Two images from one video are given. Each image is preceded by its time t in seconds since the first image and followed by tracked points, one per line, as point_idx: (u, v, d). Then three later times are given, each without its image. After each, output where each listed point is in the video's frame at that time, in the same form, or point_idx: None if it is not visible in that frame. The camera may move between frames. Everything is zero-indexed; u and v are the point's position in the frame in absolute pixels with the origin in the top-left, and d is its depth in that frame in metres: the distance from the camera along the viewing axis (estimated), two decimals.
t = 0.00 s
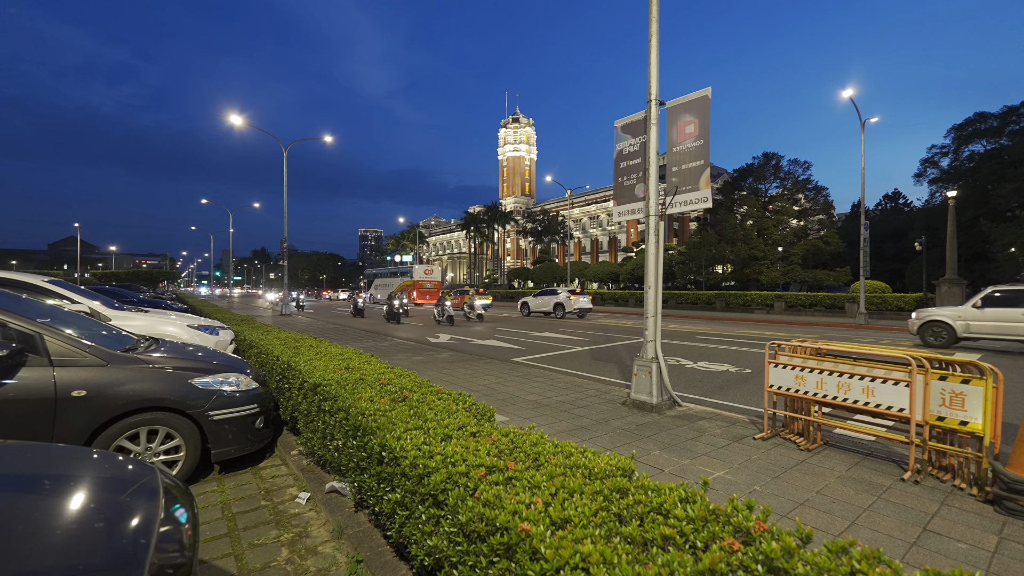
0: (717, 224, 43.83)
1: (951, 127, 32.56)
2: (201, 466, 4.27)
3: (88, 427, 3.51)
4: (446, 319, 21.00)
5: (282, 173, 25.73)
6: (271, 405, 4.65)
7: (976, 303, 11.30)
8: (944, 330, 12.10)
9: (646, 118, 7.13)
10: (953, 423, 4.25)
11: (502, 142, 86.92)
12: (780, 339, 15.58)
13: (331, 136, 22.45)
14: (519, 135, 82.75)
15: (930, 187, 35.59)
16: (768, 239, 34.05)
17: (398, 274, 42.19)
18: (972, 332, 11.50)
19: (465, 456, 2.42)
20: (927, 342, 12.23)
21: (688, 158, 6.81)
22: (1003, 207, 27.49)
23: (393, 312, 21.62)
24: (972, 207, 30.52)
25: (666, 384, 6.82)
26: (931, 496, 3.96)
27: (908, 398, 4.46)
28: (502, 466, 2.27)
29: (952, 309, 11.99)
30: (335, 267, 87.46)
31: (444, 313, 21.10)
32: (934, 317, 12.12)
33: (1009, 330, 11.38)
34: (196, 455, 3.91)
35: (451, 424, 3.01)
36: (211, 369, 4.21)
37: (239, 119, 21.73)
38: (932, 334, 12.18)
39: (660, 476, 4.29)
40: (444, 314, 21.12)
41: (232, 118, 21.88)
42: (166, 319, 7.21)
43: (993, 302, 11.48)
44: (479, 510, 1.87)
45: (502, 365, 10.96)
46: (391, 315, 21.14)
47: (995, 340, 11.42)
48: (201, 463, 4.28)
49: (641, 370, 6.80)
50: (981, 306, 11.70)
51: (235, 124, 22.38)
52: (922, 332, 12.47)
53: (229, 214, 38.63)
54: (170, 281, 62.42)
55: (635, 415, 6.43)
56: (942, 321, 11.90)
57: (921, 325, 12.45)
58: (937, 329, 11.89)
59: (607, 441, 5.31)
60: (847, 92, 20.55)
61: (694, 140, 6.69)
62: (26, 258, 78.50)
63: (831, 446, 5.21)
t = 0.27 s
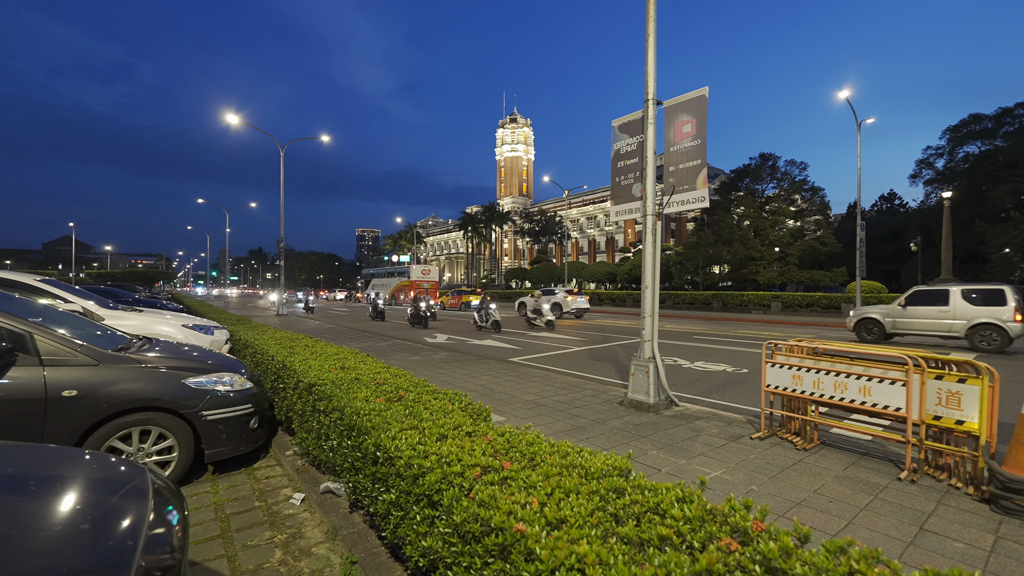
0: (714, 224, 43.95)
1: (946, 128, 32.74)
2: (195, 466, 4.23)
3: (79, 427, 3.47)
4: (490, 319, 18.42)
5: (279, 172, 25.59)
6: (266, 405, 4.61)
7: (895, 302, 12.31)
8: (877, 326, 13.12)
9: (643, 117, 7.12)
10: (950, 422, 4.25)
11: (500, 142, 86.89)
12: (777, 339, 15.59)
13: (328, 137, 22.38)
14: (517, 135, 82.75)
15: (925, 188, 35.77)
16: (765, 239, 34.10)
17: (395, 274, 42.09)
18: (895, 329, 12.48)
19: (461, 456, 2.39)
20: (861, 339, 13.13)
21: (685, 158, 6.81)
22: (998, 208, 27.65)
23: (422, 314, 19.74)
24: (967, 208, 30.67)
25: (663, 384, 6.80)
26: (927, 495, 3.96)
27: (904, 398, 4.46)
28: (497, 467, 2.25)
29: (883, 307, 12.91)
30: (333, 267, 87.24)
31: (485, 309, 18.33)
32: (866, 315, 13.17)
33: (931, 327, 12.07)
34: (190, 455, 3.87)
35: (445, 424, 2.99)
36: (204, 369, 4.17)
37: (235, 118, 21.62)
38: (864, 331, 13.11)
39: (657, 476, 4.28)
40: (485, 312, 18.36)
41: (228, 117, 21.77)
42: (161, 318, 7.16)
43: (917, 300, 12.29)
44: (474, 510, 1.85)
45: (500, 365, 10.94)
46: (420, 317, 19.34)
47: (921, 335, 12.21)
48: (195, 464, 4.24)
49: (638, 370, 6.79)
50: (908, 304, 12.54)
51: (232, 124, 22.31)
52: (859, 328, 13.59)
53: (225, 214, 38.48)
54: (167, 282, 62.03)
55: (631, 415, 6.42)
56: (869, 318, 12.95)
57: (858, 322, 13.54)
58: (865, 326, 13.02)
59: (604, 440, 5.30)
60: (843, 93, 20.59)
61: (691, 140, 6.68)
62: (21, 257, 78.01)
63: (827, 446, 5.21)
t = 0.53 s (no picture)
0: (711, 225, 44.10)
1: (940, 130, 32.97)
2: (189, 468, 4.20)
3: (72, 428, 3.43)
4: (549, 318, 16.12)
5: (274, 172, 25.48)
6: (261, 406, 4.58)
7: (837, 302, 13.42)
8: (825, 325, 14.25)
9: (640, 118, 7.13)
10: (944, 422, 4.27)
11: (497, 142, 86.91)
12: (773, 340, 15.64)
13: (324, 137, 22.30)
14: (513, 136, 82.81)
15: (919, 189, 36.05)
16: (761, 240, 34.19)
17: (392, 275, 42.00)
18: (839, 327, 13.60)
19: (457, 457, 2.38)
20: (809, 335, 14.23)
21: (681, 159, 6.81)
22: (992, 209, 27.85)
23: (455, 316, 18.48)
24: (961, 209, 30.87)
25: (660, 384, 6.81)
26: (922, 494, 3.98)
27: (899, 397, 4.48)
28: (493, 467, 2.24)
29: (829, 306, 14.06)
30: (329, 267, 86.93)
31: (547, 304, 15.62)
32: (814, 314, 14.32)
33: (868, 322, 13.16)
34: (184, 457, 3.84)
35: (441, 424, 2.98)
36: (199, 370, 4.14)
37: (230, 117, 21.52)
38: (812, 329, 14.25)
39: (653, 476, 4.28)
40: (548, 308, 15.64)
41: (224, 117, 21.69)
42: (155, 319, 7.11)
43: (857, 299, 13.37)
44: (470, 512, 1.84)
45: (497, 365, 10.93)
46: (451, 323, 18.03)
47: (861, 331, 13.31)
48: (190, 465, 4.21)
49: (635, 370, 6.79)
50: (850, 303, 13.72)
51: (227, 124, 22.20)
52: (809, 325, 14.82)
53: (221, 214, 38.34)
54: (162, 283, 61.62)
55: (628, 416, 6.43)
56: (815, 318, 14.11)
57: (808, 320, 14.69)
58: (812, 325, 14.16)
59: (601, 441, 5.30)
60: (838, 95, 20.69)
61: (687, 140, 6.70)
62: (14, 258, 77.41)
63: (823, 445, 5.22)
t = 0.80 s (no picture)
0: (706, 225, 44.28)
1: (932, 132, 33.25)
2: (183, 470, 4.17)
3: (64, 431, 3.40)
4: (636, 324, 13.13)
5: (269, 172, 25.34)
6: (256, 408, 4.55)
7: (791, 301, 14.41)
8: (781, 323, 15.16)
9: (636, 119, 7.15)
10: (937, 422, 4.31)
11: (493, 143, 86.90)
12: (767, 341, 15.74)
13: (319, 136, 22.22)
14: (510, 136, 82.94)
15: (912, 191, 36.35)
16: (756, 240, 34.34)
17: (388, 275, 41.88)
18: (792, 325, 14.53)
19: (453, 458, 2.38)
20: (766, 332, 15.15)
21: (677, 160, 6.84)
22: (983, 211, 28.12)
23: (503, 324, 16.22)
24: (954, 210, 31.15)
25: (656, 385, 6.82)
26: (915, 494, 4.01)
27: (893, 398, 4.51)
28: (489, 469, 2.24)
29: (785, 307, 15.14)
30: (325, 268, 86.60)
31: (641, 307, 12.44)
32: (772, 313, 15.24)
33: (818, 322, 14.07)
34: (178, 460, 3.81)
35: (437, 426, 2.98)
36: (194, 372, 4.12)
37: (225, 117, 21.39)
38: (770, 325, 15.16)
39: (649, 477, 4.29)
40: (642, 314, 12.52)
41: (219, 116, 21.56)
42: (148, 320, 7.06)
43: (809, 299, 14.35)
44: (466, 515, 1.83)
45: (492, 366, 10.94)
46: (495, 331, 15.69)
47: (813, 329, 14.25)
48: (184, 468, 4.18)
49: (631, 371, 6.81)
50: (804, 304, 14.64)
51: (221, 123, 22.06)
52: (767, 325, 15.85)
53: (215, 214, 38.11)
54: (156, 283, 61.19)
55: (624, 416, 6.44)
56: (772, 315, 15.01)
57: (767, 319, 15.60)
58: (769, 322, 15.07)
59: (597, 442, 5.30)
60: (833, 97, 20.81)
61: (683, 142, 6.72)
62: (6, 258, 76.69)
63: (817, 446, 5.26)
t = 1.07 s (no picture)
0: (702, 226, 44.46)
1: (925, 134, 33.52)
2: (178, 472, 4.15)
3: (58, 433, 3.39)
4: (787, 332, 8.44)
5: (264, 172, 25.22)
6: (251, 409, 4.54)
7: (753, 302, 15.30)
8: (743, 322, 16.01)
9: (631, 121, 7.18)
10: (929, 422, 4.35)
11: (489, 143, 86.85)
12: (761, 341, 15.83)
13: (315, 136, 22.12)
14: (506, 137, 82.89)
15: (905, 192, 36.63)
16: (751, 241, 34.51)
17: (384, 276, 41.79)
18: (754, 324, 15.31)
19: (450, 460, 2.39)
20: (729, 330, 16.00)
21: (673, 162, 6.88)
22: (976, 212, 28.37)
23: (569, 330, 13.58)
24: (946, 211, 31.41)
25: (652, 385, 6.85)
26: (908, 494, 4.05)
27: (886, 398, 4.55)
28: (485, 471, 2.25)
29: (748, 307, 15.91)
30: (321, 268, 86.31)
31: (799, 306, 8.32)
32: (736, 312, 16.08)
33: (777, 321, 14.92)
34: (173, 461, 3.80)
35: (433, 427, 2.98)
36: (189, 373, 4.10)
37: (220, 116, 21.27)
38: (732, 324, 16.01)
39: (645, 477, 4.31)
40: (796, 315, 8.31)
41: (214, 116, 21.46)
42: (142, 321, 7.02)
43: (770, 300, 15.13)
44: (462, 516, 1.84)
45: (489, 367, 10.95)
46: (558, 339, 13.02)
47: (773, 328, 15.16)
48: (179, 470, 4.16)
49: (626, 371, 6.83)
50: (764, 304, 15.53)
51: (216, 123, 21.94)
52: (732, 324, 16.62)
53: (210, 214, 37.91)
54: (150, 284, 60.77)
55: (620, 417, 6.46)
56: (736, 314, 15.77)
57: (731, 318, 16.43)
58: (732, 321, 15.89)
59: (592, 442, 5.32)
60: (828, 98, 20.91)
61: (679, 144, 6.76)
62: None
63: (812, 445, 5.29)
